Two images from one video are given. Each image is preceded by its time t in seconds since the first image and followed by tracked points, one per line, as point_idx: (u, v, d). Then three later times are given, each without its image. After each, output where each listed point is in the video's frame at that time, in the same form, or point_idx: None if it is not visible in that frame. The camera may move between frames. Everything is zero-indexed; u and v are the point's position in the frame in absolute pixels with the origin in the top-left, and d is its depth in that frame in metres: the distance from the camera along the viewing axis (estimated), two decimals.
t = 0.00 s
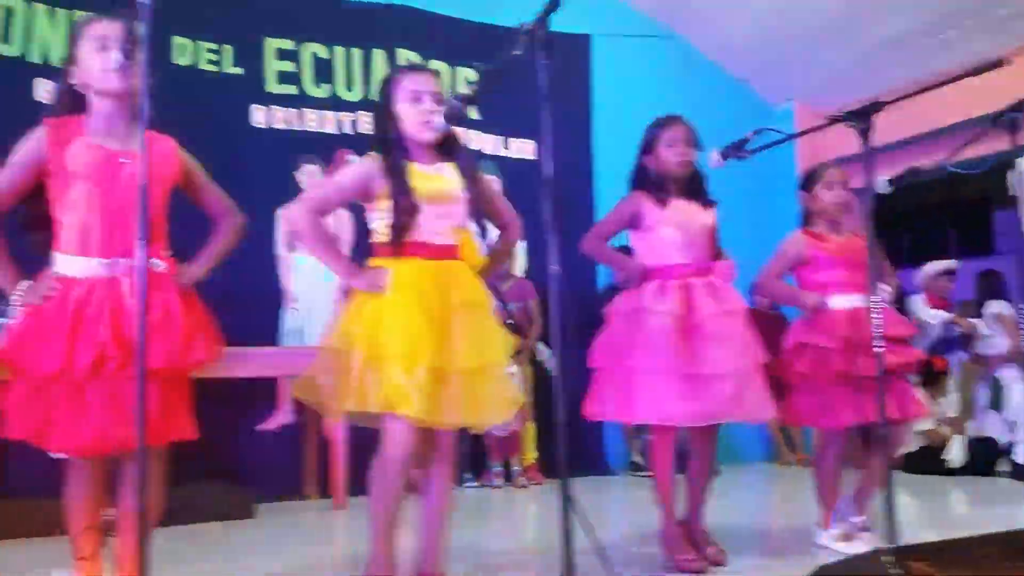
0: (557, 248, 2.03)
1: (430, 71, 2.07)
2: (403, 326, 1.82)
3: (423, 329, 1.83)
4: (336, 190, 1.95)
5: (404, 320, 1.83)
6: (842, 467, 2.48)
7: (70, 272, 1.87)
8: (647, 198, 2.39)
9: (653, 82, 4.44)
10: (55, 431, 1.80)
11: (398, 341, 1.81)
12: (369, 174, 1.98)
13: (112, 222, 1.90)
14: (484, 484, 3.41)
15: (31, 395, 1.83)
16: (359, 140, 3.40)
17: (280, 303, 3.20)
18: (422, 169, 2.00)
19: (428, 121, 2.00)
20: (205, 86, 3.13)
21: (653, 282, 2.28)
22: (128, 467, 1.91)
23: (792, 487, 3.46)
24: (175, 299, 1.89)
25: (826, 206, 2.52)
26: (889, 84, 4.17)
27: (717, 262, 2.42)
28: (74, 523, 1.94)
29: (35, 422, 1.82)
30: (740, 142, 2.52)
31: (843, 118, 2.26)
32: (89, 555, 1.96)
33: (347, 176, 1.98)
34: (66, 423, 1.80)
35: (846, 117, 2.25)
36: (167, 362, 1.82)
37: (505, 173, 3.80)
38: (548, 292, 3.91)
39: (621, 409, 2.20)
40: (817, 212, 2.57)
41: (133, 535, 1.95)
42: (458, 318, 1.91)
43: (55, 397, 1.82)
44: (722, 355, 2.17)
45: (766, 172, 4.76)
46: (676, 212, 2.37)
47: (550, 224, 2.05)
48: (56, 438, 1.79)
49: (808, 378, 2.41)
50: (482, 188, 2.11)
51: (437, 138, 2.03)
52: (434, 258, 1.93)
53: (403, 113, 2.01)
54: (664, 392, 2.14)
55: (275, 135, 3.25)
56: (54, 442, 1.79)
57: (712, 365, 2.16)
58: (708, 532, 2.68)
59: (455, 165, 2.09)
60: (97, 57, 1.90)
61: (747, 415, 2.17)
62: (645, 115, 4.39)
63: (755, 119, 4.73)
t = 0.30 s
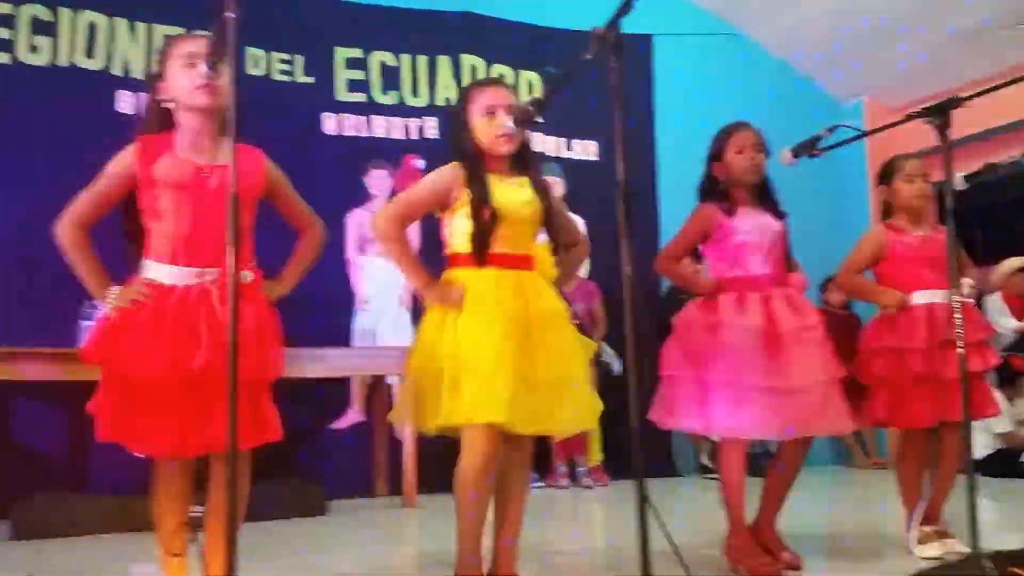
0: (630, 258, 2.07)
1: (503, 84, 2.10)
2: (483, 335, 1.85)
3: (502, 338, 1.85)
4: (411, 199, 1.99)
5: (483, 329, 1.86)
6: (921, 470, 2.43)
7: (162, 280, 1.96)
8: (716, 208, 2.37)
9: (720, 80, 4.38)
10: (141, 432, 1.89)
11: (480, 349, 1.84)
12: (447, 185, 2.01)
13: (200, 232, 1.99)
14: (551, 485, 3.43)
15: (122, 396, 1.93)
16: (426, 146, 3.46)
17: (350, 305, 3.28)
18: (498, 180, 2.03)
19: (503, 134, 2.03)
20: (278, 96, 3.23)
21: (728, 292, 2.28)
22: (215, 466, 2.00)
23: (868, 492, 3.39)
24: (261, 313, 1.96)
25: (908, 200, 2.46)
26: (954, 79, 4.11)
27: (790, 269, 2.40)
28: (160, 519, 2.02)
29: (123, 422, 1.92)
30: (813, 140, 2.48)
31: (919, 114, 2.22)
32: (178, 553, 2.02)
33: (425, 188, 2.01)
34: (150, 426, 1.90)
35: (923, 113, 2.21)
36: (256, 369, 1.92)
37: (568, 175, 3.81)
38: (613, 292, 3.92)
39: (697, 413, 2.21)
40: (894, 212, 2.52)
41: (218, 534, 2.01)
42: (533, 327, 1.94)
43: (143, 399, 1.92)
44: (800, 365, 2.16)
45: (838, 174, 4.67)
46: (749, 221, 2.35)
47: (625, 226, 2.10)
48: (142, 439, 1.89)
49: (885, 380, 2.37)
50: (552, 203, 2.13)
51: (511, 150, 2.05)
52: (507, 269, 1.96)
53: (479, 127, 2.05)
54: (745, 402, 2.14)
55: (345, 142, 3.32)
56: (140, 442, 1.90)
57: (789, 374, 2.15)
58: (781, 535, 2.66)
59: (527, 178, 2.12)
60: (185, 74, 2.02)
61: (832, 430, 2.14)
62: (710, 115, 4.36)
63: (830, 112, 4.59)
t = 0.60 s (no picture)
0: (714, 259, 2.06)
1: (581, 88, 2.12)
2: (551, 358, 1.89)
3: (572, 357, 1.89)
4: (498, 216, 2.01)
5: (551, 350, 1.90)
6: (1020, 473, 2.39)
7: (259, 284, 2.03)
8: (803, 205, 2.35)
9: (796, 82, 4.29)
10: (244, 434, 1.95)
11: (546, 368, 1.90)
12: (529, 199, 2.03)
13: (292, 237, 2.05)
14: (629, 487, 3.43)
15: (223, 399, 2.01)
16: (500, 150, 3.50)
17: (428, 310, 3.32)
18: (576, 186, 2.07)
19: (586, 144, 2.05)
20: (357, 105, 3.32)
21: (810, 294, 2.26)
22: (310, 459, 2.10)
23: (955, 496, 3.32)
24: (350, 308, 2.02)
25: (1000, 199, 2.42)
26: None
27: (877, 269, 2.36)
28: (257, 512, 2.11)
29: (224, 423, 1.99)
30: (901, 136, 2.43)
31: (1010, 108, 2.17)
32: (274, 545, 2.09)
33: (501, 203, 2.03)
34: (251, 425, 1.95)
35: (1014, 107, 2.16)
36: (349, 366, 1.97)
37: (643, 176, 3.80)
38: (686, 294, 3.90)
39: (783, 420, 2.18)
40: (987, 210, 2.47)
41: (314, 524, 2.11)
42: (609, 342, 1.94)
43: (242, 400, 1.98)
44: (887, 366, 2.12)
45: (917, 175, 4.58)
46: (834, 222, 2.33)
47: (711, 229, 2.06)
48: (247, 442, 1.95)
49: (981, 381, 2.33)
50: (627, 206, 2.16)
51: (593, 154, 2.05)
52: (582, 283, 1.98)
53: (560, 137, 2.08)
54: (830, 404, 2.12)
55: (420, 147, 3.38)
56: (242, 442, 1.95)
57: (877, 376, 2.13)
58: (868, 538, 2.64)
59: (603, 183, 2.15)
60: (278, 80, 2.10)
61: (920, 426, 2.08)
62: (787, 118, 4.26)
63: (906, 113, 4.50)
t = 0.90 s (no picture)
0: (809, 256, 1.96)
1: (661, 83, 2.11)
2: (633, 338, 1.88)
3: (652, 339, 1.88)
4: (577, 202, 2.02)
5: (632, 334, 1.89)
6: None
7: (357, 281, 1.97)
8: (897, 195, 2.25)
9: (883, 80, 4.20)
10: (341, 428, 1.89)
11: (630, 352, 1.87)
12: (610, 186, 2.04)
13: (385, 237, 1.99)
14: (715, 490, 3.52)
15: (314, 393, 1.93)
16: (579, 151, 3.51)
17: (510, 311, 3.37)
18: (653, 177, 2.05)
19: (661, 131, 2.04)
20: (440, 110, 3.37)
21: (905, 287, 2.18)
22: (405, 459, 2.03)
23: None
24: (446, 307, 2.01)
25: None
26: None
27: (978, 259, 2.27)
28: (351, 514, 2.04)
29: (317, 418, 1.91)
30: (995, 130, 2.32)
31: None
32: (370, 547, 2.02)
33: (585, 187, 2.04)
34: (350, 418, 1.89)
35: None
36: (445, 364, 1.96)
37: (723, 175, 3.79)
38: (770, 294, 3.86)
39: (876, 416, 2.12)
40: None
41: (409, 527, 2.02)
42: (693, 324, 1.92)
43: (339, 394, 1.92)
44: (988, 360, 2.03)
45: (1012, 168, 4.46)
46: (930, 208, 2.22)
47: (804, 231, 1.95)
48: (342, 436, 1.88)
49: None
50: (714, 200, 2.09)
51: (669, 148, 2.06)
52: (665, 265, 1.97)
53: (636, 125, 2.06)
54: (931, 401, 2.05)
55: (501, 150, 3.43)
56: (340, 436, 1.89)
57: (977, 372, 2.04)
58: (968, 542, 2.59)
59: (686, 176, 2.10)
60: (367, 89, 2.05)
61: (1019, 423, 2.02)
62: (874, 115, 4.17)
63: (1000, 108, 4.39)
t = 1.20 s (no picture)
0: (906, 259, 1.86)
1: (745, 77, 2.09)
2: (723, 345, 1.89)
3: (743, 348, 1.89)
4: (658, 208, 2.03)
5: (722, 341, 1.90)
6: None
7: (454, 288, 2.01)
8: (997, 196, 2.13)
9: (982, 70, 4.04)
10: (468, 429, 1.96)
11: (721, 359, 1.88)
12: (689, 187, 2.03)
13: (482, 239, 2.02)
14: (806, 496, 3.49)
15: (436, 399, 1.97)
16: (659, 151, 3.48)
17: (590, 313, 3.35)
18: (739, 177, 2.01)
19: (749, 125, 2.02)
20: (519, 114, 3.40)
21: (1007, 289, 2.06)
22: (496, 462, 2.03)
23: None
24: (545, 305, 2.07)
25: None
26: None
27: None
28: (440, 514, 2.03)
29: (441, 423, 1.95)
30: None
31: None
32: (460, 548, 2.01)
33: (665, 192, 2.04)
34: (477, 421, 1.95)
35: None
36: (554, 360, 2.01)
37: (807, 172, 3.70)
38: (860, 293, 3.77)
39: (993, 422, 1.99)
40: None
41: (501, 531, 2.02)
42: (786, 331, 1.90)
43: (461, 398, 1.98)
44: None
45: None
46: None
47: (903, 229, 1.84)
48: (475, 437, 1.94)
49: None
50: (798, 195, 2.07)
51: (758, 144, 2.03)
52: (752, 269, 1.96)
53: (725, 123, 2.04)
54: None
55: (581, 152, 3.44)
56: (469, 441, 1.95)
57: None
58: None
59: (771, 171, 2.07)
60: (454, 97, 2.04)
61: None
62: (974, 108, 4.03)
63: None
